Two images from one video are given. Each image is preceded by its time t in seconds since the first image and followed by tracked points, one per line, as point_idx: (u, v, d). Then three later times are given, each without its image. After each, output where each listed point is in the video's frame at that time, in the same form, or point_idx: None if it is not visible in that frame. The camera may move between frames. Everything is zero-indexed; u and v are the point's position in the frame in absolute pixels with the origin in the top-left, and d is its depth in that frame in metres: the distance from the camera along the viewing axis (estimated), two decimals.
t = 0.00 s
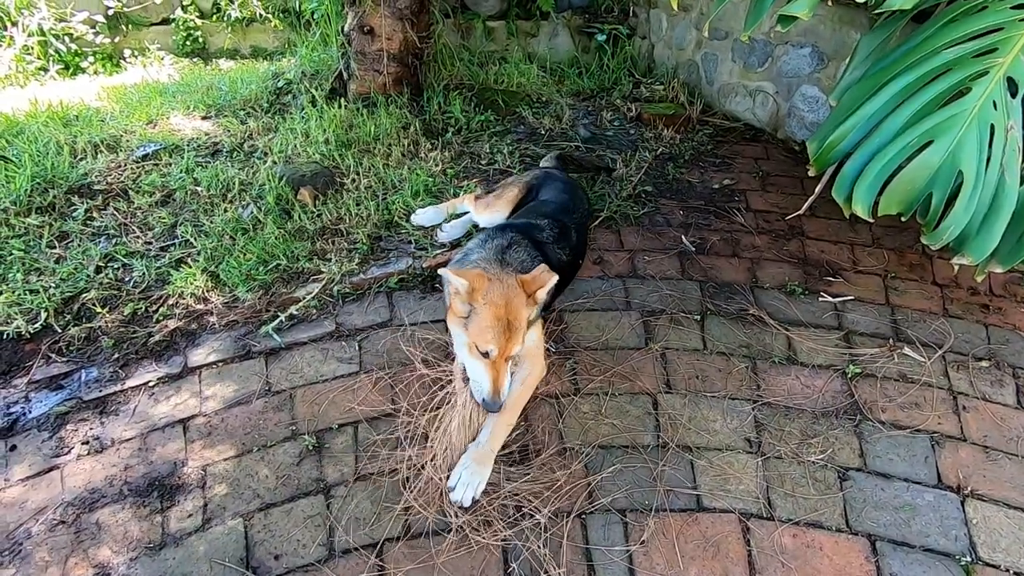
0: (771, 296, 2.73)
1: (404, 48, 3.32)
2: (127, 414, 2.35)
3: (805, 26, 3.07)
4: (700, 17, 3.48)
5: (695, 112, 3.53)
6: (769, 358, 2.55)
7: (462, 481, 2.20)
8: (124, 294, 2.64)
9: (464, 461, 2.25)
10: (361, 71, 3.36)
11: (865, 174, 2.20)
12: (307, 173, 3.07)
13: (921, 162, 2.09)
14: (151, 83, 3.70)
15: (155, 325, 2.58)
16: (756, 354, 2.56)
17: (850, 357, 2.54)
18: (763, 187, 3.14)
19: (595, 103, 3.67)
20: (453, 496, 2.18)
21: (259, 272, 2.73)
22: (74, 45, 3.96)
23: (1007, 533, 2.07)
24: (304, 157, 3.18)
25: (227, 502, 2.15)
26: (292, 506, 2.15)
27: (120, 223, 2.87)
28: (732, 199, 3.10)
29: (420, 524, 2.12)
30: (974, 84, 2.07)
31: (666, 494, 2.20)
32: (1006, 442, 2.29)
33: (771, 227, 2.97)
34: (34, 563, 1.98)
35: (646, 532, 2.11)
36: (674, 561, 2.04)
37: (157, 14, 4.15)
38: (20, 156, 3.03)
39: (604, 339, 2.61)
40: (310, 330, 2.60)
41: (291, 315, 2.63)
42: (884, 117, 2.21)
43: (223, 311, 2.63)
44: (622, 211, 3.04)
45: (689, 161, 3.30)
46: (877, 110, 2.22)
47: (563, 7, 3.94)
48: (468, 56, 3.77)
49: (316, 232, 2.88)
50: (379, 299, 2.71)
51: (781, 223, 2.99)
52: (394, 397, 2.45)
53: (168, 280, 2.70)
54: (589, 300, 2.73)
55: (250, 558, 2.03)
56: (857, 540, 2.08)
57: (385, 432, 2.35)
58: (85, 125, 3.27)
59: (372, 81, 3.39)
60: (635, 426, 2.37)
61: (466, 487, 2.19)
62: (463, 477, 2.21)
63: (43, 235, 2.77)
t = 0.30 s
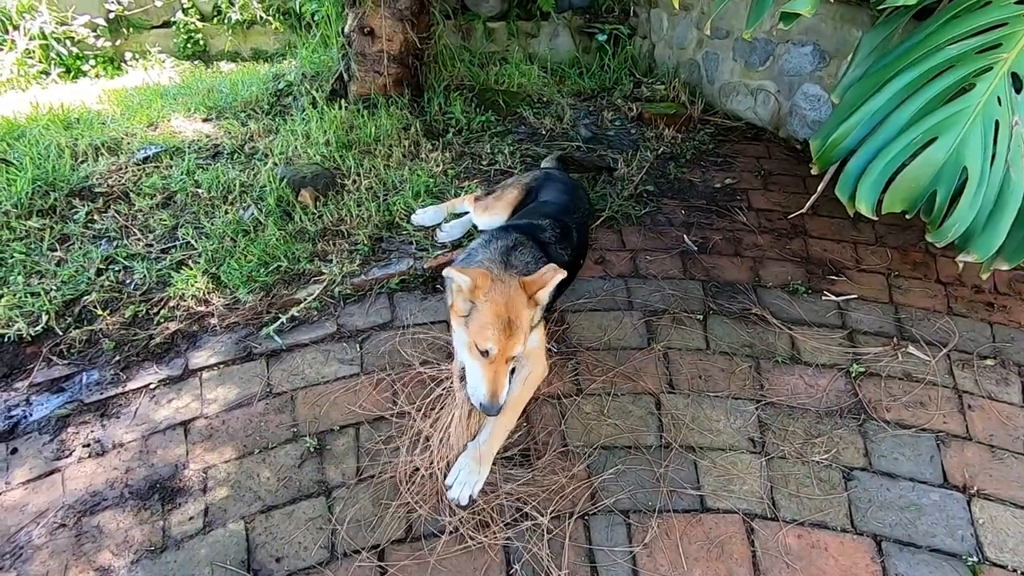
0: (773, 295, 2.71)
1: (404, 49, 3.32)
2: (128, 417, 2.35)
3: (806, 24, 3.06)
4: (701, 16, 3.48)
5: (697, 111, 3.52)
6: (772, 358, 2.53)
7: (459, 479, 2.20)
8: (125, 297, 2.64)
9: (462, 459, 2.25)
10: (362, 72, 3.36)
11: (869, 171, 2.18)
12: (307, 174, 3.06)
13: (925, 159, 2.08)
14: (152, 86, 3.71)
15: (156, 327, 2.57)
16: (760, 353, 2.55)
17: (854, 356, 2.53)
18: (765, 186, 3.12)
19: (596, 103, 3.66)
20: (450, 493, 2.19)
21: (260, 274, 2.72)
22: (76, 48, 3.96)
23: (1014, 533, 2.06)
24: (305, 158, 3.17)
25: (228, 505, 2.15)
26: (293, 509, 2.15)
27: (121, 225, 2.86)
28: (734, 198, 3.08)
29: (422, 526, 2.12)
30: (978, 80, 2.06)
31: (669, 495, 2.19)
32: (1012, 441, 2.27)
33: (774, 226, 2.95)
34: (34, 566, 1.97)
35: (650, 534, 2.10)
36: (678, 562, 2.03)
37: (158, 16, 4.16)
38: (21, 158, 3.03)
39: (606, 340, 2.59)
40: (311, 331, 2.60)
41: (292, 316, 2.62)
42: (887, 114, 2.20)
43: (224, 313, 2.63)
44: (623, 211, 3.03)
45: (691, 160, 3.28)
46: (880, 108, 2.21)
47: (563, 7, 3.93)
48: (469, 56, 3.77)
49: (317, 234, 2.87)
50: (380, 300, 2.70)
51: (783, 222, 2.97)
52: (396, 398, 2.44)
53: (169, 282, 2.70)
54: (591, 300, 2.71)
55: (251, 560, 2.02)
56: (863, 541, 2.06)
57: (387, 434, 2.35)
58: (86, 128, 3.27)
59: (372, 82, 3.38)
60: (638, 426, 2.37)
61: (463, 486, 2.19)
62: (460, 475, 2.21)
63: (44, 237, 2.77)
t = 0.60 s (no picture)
0: (780, 292, 2.67)
1: (405, 48, 3.30)
2: (124, 417, 2.31)
3: (810, 20, 3.04)
4: (704, 13, 3.47)
5: (699, 109, 3.48)
6: (779, 355, 2.49)
7: (460, 482, 2.15)
8: (123, 296, 2.61)
9: (462, 461, 2.20)
10: (362, 71, 3.34)
11: (879, 165, 2.16)
12: (307, 172, 3.04)
13: (937, 150, 2.05)
14: (152, 86, 3.69)
15: (154, 326, 2.54)
16: (766, 351, 2.50)
17: (862, 353, 2.48)
18: (770, 183, 3.08)
19: (597, 102, 3.63)
20: (450, 497, 2.14)
21: (259, 272, 2.69)
22: (76, 49, 3.96)
23: None
24: (304, 156, 3.15)
25: (226, 506, 2.11)
26: (291, 509, 2.11)
27: (119, 224, 2.84)
28: (738, 195, 3.05)
29: (423, 527, 2.08)
30: (990, 69, 2.03)
31: (676, 494, 2.15)
32: None
33: (779, 223, 2.92)
34: (28, 569, 1.94)
35: (656, 534, 2.05)
36: (685, 563, 1.98)
37: (159, 18, 4.16)
38: (20, 158, 3.01)
39: (609, 337, 2.56)
40: (310, 330, 2.56)
41: (292, 315, 2.59)
42: (897, 106, 2.16)
43: (223, 312, 2.60)
44: (626, 209, 2.99)
45: (694, 157, 3.25)
46: (890, 100, 2.16)
47: (565, 6, 3.90)
48: (470, 55, 3.75)
49: (317, 232, 2.85)
50: (381, 298, 2.67)
51: (788, 219, 2.93)
52: (396, 397, 2.41)
53: (167, 281, 2.67)
54: (594, 298, 2.68)
55: (249, 562, 1.98)
56: (874, 541, 2.02)
57: (387, 433, 2.31)
58: (85, 127, 3.26)
59: (372, 80, 3.36)
60: (643, 425, 2.32)
61: (464, 489, 2.14)
62: (461, 477, 2.16)
63: (42, 237, 2.75)
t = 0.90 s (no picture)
0: (787, 287, 2.62)
1: (406, 43, 3.28)
2: (120, 414, 2.27)
3: (815, 14, 3.02)
4: (707, 9, 3.46)
5: (703, 105, 3.45)
6: (787, 350, 2.44)
7: (454, 473, 2.11)
8: (120, 292, 2.57)
9: (456, 452, 2.17)
10: (363, 67, 3.31)
11: (891, 152, 2.11)
12: (307, 168, 3.00)
13: (951, 136, 2.00)
14: (152, 84, 3.67)
15: (152, 322, 2.51)
16: (774, 346, 2.46)
17: (872, 348, 2.43)
18: (775, 179, 3.04)
19: (600, 98, 3.59)
20: (444, 488, 2.10)
21: (258, 268, 2.66)
22: (76, 48, 3.95)
23: None
24: (305, 152, 3.12)
25: (223, 504, 2.06)
26: (290, 508, 2.06)
27: (117, 221, 2.81)
28: (743, 190, 3.01)
29: (424, 526, 2.03)
30: (1006, 52, 1.98)
31: (683, 492, 2.10)
32: None
33: (785, 218, 2.88)
34: (20, 568, 1.89)
35: (663, 533, 2.00)
36: (693, 562, 1.93)
37: (160, 17, 4.16)
38: (17, 154, 2.98)
39: (614, 333, 2.51)
40: (310, 326, 2.52)
41: (291, 311, 2.55)
42: (909, 92, 2.12)
43: (221, 308, 2.56)
44: (630, 204, 2.95)
45: (698, 153, 3.21)
46: (901, 86, 2.13)
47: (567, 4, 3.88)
48: (471, 52, 3.72)
49: (317, 228, 2.81)
50: (382, 294, 2.63)
51: (795, 214, 2.89)
52: (397, 393, 2.36)
53: (165, 277, 2.63)
54: (598, 293, 2.63)
55: (247, 562, 1.93)
56: (889, 539, 1.96)
57: (388, 430, 2.26)
58: (84, 124, 3.23)
59: (373, 76, 3.34)
60: (649, 421, 2.27)
61: (457, 480, 2.10)
62: (455, 469, 2.13)
63: (39, 233, 2.71)
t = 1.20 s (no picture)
0: (794, 287, 2.59)
1: (409, 44, 3.28)
2: (119, 415, 2.24)
3: (819, 14, 3.00)
4: (710, 10, 3.45)
5: (707, 106, 3.44)
6: (795, 350, 2.40)
7: (460, 474, 2.08)
8: (120, 292, 2.55)
9: (462, 453, 2.13)
10: (365, 68, 3.31)
11: (903, 146, 2.08)
12: (309, 168, 2.99)
13: (965, 129, 1.97)
14: (155, 87, 3.68)
15: (152, 322, 2.48)
16: (781, 346, 2.42)
17: (881, 348, 2.40)
18: (780, 179, 3.02)
19: (603, 100, 3.58)
20: (451, 490, 2.07)
21: (260, 268, 2.64)
22: (80, 52, 3.96)
23: None
24: (307, 153, 3.11)
25: (222, 506, 2.03)
26: (289, 510, 2.02)
27: (118, 221, 2.79)
28: (748, 190, 2.99)
29: (427, 529, 1.99)
30: (1019, 43, 1.95)
31: (690, 494, 2.05)
32: None
33: (791, 218, 2.85)
34: (15, 571, 1.86)
35: (670, 535, 1.96)
36: (701, 565, 1.89)
37: (163, 21, 4.18)
38: (18, 155, 2.97)
39: (619, 333, 2.48)
40: (311, 326, 2.50)
41: (292, 312, 2.53)
42: (920, 85, 2.10)
43: (222, 309, 2.53)
44: (634, 205, 2.93)
45: (703, 154, 3.19)
46: (912, 79, 2.11)
47: (570, 7, 3.90)
48: (474, 54, 3.72)
49: (319, 229, 2.79)
50: (384, 294, 2.60)
51: (800, 214, 2.86)
52: (398, 394, 2.33)
53: (165, 277, 2.61)
54: (602, 294, 2.60)
55: (244, 564, 1.89)
56: (901, 542, 1.92)
57: (390, 431, 2.23)
58: (86, 125, 3.23)
59: (376, 78, 3.33)
60: (655, 422, 2.24)
61: (464, 482, 2.07)
62: (461, 470, 2.09)
63: (39, 234, 2.70)
